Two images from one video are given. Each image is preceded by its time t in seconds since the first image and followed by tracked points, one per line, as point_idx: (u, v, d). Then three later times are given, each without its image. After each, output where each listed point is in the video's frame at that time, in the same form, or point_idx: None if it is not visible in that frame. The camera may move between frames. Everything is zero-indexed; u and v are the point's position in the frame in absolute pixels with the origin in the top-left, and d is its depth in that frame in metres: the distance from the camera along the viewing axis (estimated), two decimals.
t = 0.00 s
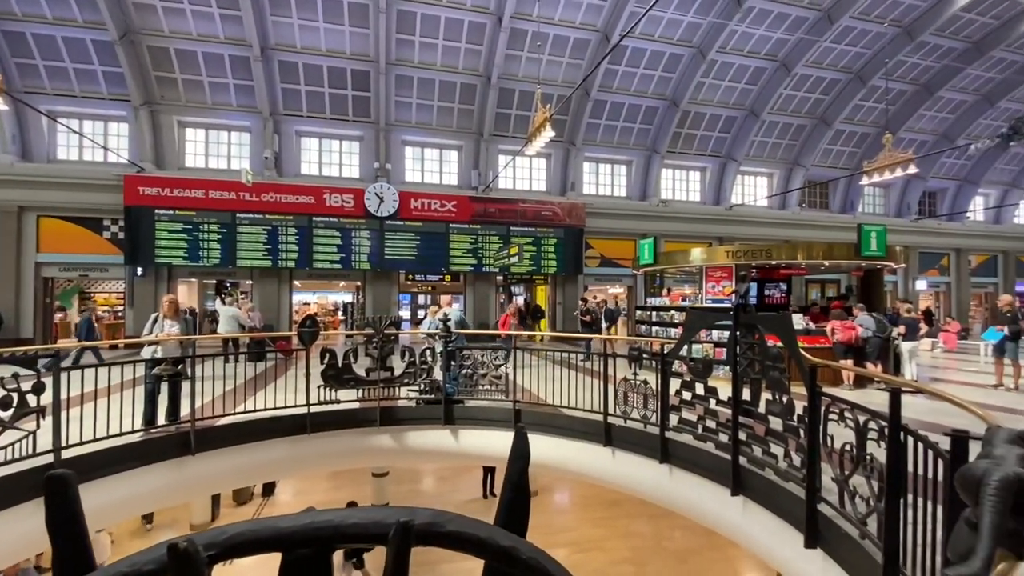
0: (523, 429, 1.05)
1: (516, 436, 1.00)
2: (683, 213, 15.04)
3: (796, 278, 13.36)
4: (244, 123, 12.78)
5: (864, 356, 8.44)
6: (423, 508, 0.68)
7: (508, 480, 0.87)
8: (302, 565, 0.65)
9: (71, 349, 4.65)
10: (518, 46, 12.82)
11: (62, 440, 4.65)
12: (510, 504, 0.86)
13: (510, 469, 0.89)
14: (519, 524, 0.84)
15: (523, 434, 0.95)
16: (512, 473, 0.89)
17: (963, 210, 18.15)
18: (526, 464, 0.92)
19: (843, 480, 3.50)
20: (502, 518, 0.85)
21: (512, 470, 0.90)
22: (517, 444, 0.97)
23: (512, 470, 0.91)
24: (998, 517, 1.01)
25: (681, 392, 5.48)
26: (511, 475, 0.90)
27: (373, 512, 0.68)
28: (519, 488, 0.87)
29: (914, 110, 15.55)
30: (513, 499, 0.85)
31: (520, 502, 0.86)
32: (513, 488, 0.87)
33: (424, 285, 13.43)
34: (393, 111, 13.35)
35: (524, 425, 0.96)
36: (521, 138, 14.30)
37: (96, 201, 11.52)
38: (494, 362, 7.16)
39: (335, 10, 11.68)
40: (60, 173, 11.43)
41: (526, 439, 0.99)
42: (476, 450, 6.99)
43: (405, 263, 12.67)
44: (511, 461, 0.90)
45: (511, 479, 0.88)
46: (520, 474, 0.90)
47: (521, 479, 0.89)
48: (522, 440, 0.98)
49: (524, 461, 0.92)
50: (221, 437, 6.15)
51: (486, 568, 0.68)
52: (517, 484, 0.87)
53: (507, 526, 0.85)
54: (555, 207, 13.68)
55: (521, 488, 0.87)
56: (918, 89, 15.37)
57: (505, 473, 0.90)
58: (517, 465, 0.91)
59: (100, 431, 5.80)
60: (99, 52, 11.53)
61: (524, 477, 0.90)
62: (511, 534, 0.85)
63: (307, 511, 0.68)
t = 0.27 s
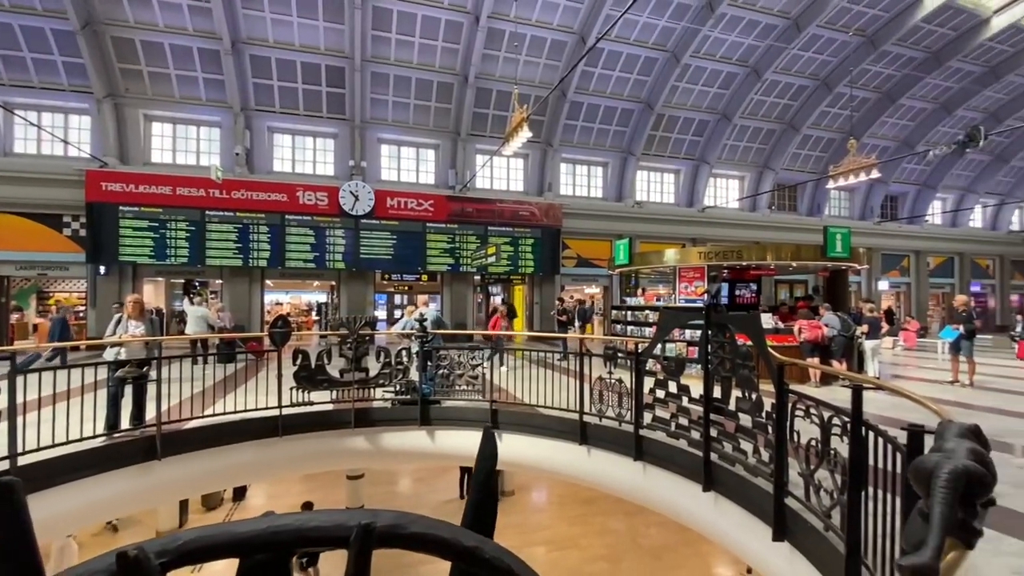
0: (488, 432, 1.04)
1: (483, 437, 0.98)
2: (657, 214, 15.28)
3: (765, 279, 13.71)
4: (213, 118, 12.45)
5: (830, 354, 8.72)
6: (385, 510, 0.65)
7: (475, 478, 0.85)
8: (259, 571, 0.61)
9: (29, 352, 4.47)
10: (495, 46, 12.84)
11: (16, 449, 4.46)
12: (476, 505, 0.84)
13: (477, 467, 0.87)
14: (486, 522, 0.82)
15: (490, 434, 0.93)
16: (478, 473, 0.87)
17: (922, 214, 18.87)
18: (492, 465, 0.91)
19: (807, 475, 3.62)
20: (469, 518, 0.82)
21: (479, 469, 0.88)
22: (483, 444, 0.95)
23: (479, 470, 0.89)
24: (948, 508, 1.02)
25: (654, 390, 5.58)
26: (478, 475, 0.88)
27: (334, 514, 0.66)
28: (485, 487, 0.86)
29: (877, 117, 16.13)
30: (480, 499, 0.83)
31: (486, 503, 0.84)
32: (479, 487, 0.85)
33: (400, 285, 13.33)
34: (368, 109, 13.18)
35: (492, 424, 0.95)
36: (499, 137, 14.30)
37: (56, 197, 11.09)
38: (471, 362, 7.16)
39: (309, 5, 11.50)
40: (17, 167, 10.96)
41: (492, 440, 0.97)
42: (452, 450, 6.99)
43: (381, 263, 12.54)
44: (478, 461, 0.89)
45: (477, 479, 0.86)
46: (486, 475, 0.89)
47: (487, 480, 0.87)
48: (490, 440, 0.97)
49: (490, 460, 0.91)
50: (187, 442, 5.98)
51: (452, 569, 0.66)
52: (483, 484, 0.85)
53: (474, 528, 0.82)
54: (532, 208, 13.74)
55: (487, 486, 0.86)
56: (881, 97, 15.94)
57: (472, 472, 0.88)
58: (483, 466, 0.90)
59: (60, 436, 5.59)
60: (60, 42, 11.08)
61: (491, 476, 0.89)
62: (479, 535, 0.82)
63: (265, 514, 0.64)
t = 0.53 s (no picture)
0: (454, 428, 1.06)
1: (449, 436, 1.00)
2: (633, 215, 15.47)
3: (738, 279, 14.02)
4: (182, 113, 12.10)
5: (799, 352, 8.98)
6: (343, 511, 0.67)
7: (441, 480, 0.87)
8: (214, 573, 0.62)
9: None
10: (473, 45, 12.81)
11: None
12: (442, 502, 0.87)
13: (444, 468, 0.90)
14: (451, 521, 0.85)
15: (455, 433, 0.96)
16: (444, 473, 0.90)
17: (886, 216, 19.52)
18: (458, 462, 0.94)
19: (776, 468, 3.71)
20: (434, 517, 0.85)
21: (445, 469, 0.91)
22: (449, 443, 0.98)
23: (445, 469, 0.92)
24: (901, 498, 1.14)
25: (629, 388, 5.66)
26: (444, 475, 0.90)
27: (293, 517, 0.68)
28: (451, 485, 0.89)
29: (844, 122, 16.64)
30: (444, 498, 0.86)
31: (452, 501, 0.87)
32: (445, 486, 0.88)
33: (377, 285, 13.17)
34: (344, 105, 12.99)
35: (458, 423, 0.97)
36: (476, 137, 14.27)
37: (14, 192, 10.65)
38: (448, 362, 7.14)
39: None
40: None
41: (458, 439, 1.00)
42: (429, 450, 6.97)
43: (356, 262, 12.39)
44: (444, 461, 0.91)
45: (444, 478, 0.89)
46: (453, 473, 0.91)
47: (453, 478, 0.90)
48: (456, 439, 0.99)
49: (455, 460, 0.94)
50: (155, 446, 5.82)
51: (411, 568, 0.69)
52: (450, 482, 0.88)
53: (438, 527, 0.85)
54: (510, 207, 13.76)
55: (454, 485, 0.89)
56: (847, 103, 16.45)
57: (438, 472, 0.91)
58: (449, 465, 0.92)
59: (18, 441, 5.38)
60: (18, 30, 10.63)
61: (457, 474, 0.91)
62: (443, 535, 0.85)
63: (222, 518, 0.65)
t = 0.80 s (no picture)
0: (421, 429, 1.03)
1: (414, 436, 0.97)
2: (611, 216, 15.62)
3: (713, 279, 14.30)
4: (150, 106, 11.71)
5: (770, 350, 9.19)
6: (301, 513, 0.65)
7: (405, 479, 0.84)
8: None
9: None
10: (452, 43, 12.74)
11: None
12: (406, 505, 0.83)
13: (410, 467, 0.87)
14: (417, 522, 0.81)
15: (422, 433, 0.92)
16: (410, 473, 0.86)
17: (853, 219, 20.12)
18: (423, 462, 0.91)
19: (747, 463, 3.78)
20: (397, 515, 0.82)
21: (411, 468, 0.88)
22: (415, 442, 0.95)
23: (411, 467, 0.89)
24: (859, 491, 1.15)
25: (606, 386, 5.72)
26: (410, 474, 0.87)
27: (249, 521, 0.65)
28: (417, 487, 0.85)
29: (814, 126, 17.10)
30: (411, 499, 0.84)
31: (418, 501, 0.85)
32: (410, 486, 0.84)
33: (354, 284, 13.05)
34: (319, 102, 12.77)
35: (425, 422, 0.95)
36: (455, 135, 14.21)
37: None
38: (425, 362, 7.09)
39: None
40: None
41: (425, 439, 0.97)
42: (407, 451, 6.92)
43: (332, 260, 12.21)
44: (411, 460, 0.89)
45: (409, 479, 0.85)
46: (419, 473, 0.88)
47: (418, 480, 0.87)
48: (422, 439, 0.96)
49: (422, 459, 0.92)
50: (121, 450, 5.64)
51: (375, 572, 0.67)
52: (415, 484, 0.85)
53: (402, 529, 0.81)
54: (489, 207, 13.75)
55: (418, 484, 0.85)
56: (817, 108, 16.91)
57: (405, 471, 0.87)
58: (415, 465, 0.88)
59: None
60: None
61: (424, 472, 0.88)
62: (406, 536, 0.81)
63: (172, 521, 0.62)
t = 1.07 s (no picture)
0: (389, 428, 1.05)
1: (381, 436, 0.99)
2: (589, 216, 15.74)
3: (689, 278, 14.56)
4: (118, 99, 11.31)
5: (744, 348, 9.39)
6: (261, 517, 0.63)
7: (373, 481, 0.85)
8: None
9: None
10: (431, 40, 12.66)
11: None
12: (373, 506, 0.84)
13: (377, 468, 0.89)
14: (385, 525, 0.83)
15: (386, 436, 0.94)
16: (377, 474, 0.87)
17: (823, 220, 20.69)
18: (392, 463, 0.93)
19: (720, 459, 3.87)
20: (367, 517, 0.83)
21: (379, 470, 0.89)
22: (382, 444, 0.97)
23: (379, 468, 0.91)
24: (822, 485, 1.22)
25: (584, 385, 5.77)
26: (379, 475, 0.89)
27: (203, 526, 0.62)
28: (384, 488, 0.87)
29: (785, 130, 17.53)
30: (378, 500, 0.84)
31: (384, 502, 0.85)
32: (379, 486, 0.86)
33: (330, 283, 12.86)
34: (295, 97, 12.52)
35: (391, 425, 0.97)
36: (434, 133, 14.12)
37: None
38: (403, 361, 7.03)
39: None
40: None
41: (391, 440, 0.98)
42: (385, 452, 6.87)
43: (308, 259, 12.02)
44: (378, 461, 0.90)
45: (376, 480, 0.86)
46: (385, 475, 0.89)
47: (387, 480, 0.89)
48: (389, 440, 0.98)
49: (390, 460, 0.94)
50: (86, 455, 5.44)
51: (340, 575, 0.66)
52: (381, 484, 0.86)
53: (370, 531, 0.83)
54: (469, 206, 13.72)
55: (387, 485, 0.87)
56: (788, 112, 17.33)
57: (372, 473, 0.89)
58: (381, 467, 0.90)
59: None
60: None
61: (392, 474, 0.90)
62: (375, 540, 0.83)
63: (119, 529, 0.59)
